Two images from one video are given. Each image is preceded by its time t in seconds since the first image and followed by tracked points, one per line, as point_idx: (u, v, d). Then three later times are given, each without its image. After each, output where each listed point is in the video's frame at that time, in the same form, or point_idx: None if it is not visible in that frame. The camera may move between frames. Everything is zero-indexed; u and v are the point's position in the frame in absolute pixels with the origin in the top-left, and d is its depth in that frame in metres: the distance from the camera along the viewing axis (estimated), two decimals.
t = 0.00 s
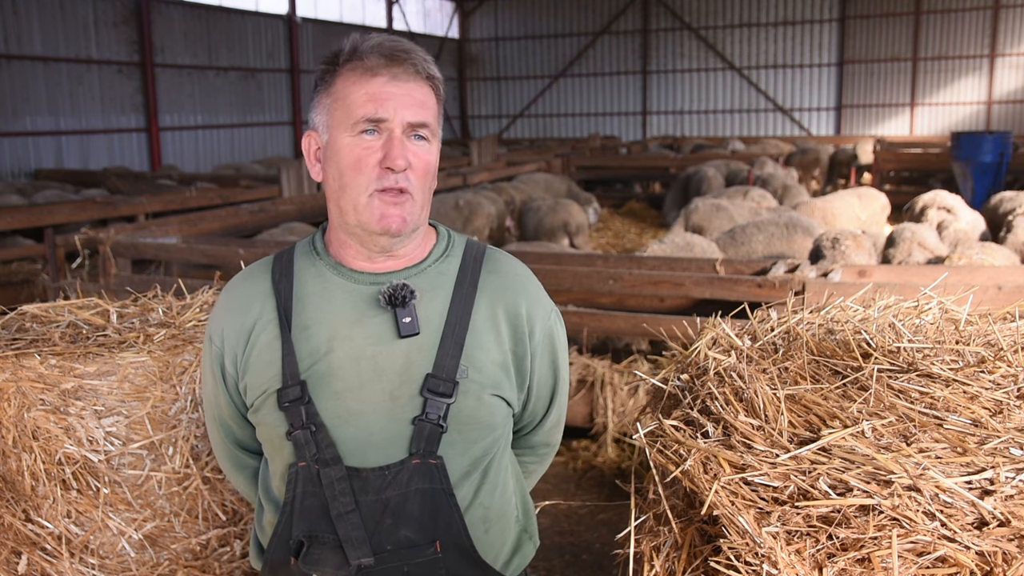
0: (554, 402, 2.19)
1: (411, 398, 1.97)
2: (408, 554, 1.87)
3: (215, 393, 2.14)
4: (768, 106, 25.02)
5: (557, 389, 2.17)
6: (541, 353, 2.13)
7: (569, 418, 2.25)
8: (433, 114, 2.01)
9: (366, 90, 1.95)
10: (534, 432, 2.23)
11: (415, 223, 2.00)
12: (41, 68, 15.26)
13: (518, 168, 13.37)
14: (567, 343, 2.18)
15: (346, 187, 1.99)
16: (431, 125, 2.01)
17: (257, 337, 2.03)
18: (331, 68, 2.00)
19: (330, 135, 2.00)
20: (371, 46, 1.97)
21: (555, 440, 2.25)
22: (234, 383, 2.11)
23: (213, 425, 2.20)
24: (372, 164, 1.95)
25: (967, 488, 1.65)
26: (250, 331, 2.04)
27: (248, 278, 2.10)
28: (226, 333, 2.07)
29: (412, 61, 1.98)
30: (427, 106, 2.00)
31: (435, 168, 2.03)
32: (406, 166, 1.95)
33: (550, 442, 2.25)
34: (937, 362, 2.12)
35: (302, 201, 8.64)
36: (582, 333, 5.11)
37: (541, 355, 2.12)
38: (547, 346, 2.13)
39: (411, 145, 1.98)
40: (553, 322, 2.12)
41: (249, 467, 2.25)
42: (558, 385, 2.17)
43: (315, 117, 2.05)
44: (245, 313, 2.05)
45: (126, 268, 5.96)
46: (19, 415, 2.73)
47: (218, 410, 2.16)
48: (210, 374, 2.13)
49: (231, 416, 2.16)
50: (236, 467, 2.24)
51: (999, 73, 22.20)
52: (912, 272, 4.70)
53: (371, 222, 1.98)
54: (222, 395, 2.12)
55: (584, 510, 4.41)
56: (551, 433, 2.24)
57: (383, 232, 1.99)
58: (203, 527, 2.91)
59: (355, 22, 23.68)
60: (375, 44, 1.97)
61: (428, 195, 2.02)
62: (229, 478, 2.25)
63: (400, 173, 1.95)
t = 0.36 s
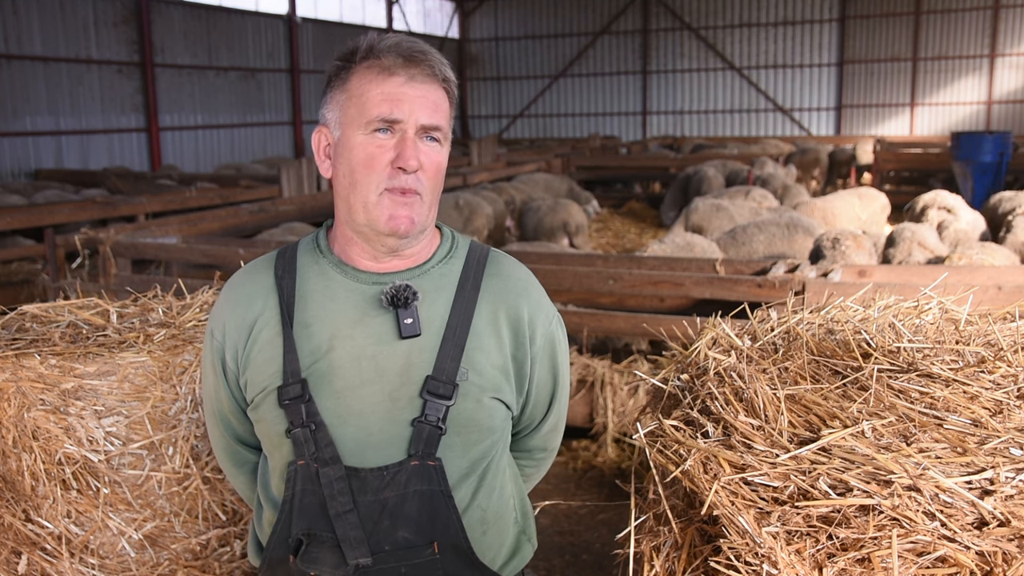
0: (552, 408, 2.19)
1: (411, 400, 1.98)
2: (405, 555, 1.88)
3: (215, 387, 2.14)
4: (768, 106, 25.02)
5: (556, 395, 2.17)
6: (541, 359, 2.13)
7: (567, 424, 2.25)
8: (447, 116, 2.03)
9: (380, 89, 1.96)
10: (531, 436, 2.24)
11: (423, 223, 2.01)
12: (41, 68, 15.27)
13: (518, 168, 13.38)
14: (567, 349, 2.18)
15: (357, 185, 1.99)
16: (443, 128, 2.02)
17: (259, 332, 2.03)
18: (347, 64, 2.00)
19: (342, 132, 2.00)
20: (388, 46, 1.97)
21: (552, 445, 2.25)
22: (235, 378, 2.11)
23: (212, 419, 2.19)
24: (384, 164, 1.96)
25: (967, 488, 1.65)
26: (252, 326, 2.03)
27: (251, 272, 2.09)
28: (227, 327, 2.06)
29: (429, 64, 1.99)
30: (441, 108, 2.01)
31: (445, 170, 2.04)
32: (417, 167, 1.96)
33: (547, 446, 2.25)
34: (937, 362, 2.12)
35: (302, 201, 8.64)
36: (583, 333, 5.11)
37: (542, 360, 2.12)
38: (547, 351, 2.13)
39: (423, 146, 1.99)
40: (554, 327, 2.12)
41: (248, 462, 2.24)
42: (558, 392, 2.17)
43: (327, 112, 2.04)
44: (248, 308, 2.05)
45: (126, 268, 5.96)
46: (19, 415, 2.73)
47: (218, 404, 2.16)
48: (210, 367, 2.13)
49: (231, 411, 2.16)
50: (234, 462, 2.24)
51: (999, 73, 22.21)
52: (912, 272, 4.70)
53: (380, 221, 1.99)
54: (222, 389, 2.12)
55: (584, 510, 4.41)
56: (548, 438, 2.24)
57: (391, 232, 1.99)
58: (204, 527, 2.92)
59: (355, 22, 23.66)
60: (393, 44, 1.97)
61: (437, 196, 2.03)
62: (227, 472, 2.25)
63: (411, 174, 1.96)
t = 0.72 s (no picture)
0: (575, 394, 2.18)
1: (432, 396, 1.98)
2: (439, 550, 1.91)
3: (238, 400, 2.16)
4: (768, 106, 25.02)
5: (577, 381, 2.17)
6: (560, 346, 2.12)
7: (590, 410, 2.24)
8: (405, 112, 1.97)
9: (326, 111, 1.95)
10: (556, 424, 2.23)
11: (409, 225, 1.98)
12: (41, 68, 15.26)
13: (518, 168, 13.38)
14: (585, 333, 2.16)
15: (339, 209, 2.00)
16: (402, 124, 1.96)
17: (277, 344, 2.04)
18: (298, 96, 2.00)
19: (312, 162, 2.01)
20: (323, 64, 1.95)
21: (578, 432, 2.25)
22: (257, 390, 2.12)
23: (239, 432, 2.21)
24: (351, 182, 1.95)
25: (966, 488, 1.65)
26: (270, 338, 2.05)
27: (265, 285, 2.11)
28: (245, 341, 2.08)
29: (366, 67, 1.94)
30: (394, 106, 1.95)
31: (420, 168, 1.99)
32: (382, 177, 1.93)
33: (573, 434, 2.25)
34: (937, 362, 2.12)
35: (302, 201, 8.63)
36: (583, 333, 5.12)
37: (560, 348, 2.12)
38: (565, 339, 2.12)
39: (385, 151, 1.95)
40: (570, 314, 2.11)
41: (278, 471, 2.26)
42: (578, 373, 2.15)
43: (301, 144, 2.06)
44: (264, 320, 2.06)
45: (126, 268, 5.96)
46: (19, 415, 2.72)
47: (242, 417, 2.18)
48: (232, 381, 2.15)
49: (256, 423, 2.17)
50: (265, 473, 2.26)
51: (999, 73, 22.20)
52: (912, 272, 4.70)
53: (365, 234, 1.97)
54: (245, 402, 2.14)
55: (584, 510, 4.41)
56: (573, 426, 2.23)
57: (379, 242, 1.98)
58: (203, 527, 2.96)
59: (355, 22, 23.65)
60: (327, 62, 1.95)
61: (416, 195, 1.99)
62: (259, 483, 2.27)
63: (380, 184, 1.94)
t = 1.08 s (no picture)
0: (588, 393, 2.17)
1: (444, 399, 1.97)
2: (451, 555, 1.92)
3: (252, 403, 2.16)
4: (768, 106, 25.02)
5: (591, 379, 2.16)
6: (573, 346, 2.11)
7: (604, 409, 2.24)
8: (385, 106, 1.97)
9: (311, 113, 1.98)
10: (569, 423, 2.23)
11: (406, 222, 1.97)
12: (41, 68, 15.27)
13: (518, 168, 13.38)
14: (598, 332, 2.15)
15: (334, 210, 2.00)
16: (383, 118, 1.96)
17: (289, 348, 2.04)
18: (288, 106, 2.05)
19: (309, 169, 2.04)
20: (302, 68, 1.99)
21: (591, 431, 2.25)
22: (270, 394, 2.12)
23: (253, 435, 2.22)
24: (340, 181, 1.96)
25: (967, 488, 1.65)
26: (282, 343, 2.04)
27: (276, 288, 2.11)
28: (257, 345, 2.08)
29: (340, 64, 1.97)
30: (372, 100, 1.96)
31: (409, 160, 1.98)
32: (367, 173, 1.93)
33: (586, 433, 2.25)
34: (936, 362, 2.12)
35: (302, 201, 8.63)
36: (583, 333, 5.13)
37: (572, 348, 2.11)
38: (578, 338, 2.11)
39: (370, 147, 1.96)
40: (584, 313, 2.10)
41: (293, 473, 2.26)
42: (592, 374, 2.15)
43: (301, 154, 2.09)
44: (275, 324, 2.06)
45: (126, 268, 5.96)
46: (19, 415, 2.71)
47: (256, 420, 2.18)
48: (246, 385, 2.14)
49: (270, 425, 2.18)
50: (279, 475, 2.26)
51: (999, 73, 22.20)
52: (912, 272, 4.70)
53: (361, 235, 1.97)
54: (259, 405, 2.14)
55: (585, 510, 4.41)
56: (586, 424, 2.23)
57: (376, 242, 1.97)
58: (203, 527, 2.99)
59: (355, 22, 23.64)
60: (306, 64, 1.99)
61: (408, 187, 1.97)
62: (274, 485, 2.27)
63: (364, 180, 1.93)
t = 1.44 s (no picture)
0: (567, 406, 2.19)
1: (422, 404, 1.98)
2: (419, 561, 1.88)
3: (228, 391, 2.15)
4: (768, 106, 25.02)
5: (570, 393, 2.17)
6: (555, 358, 2.12)
7: (582, 422, 2.25)
8: (396, 99, 1.97)
9: (321, 93, 1.98)
10: (546, 434, 2.23)
11: (392, 218, 1.97)
12: (41, 68, 15.27)
13: (518, 168, 13.39)
14: (581, 347, 2.17)
15: (324, 193, 2.00)
16: (390, 112, 1.96)
17: (268, 338, 2.04)
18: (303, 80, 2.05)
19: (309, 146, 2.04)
20: (326, 46, 1.99)
21: (567, 443, 2.26)
22: (246, 382, 2.12)
23: (226, 423, 2.21)
24: (335, 165, 1.96)
25: (967, 488, 1.65)
26: (261, 332, 2.04)
27: (261, 276, 2.10)
28: (237, 332, 2.07)
29: (364, 53, 1.97)
30: (384, 93, 1.96)
31: (409, 156, 1.98)
32: (363, 161, 1.93)
33: (561, 445, 2.25)
34: (937, 362, 2.12)
35: (302, 201, 8.63)
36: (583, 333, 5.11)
37: (555, 359, 2.12)
38: (561, 351, 2.12)
39: (373, 136, 1.95)
40: (568, 326, 2.11)
41: (262, 463, 2.25)
42: (572, 387, 2.17)
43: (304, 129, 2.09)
44: (256, 312, 2.05)
45: (126, 268, 5.96)
46: (19, 415, 2.72)
47: (231, 409, 2.17)
48: (222, 371, 2.14)
49: (243, 415, 2.17)
50: (248, 464, 2.24)
51: (999, 73, 22.20)
52: (912, 272, 4.70)
53: (346, 222, 1.97)
54: (233, 393, 2.13)
55: (584, 510, 4.41)
56: (562, 437, 2.24)
57: (361, 233, 1.97)
58: (204, 527, 2.95)
59: (355, 22, 23.64)
60: (331, 43, 1.99)
61: (402, 185, 1.97)
62: (242, 473, 2.27)
63: (359, 169, 1.93)
